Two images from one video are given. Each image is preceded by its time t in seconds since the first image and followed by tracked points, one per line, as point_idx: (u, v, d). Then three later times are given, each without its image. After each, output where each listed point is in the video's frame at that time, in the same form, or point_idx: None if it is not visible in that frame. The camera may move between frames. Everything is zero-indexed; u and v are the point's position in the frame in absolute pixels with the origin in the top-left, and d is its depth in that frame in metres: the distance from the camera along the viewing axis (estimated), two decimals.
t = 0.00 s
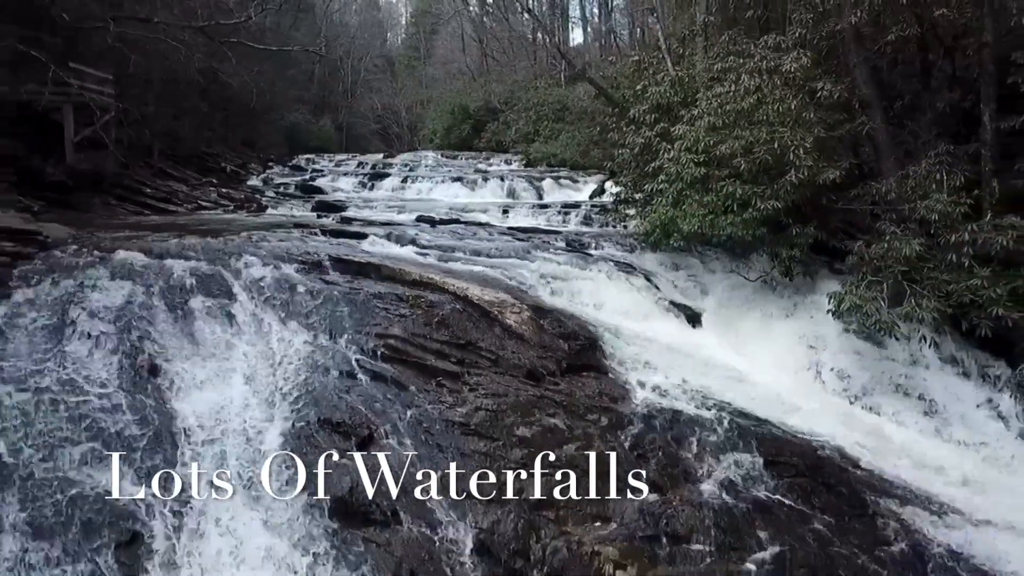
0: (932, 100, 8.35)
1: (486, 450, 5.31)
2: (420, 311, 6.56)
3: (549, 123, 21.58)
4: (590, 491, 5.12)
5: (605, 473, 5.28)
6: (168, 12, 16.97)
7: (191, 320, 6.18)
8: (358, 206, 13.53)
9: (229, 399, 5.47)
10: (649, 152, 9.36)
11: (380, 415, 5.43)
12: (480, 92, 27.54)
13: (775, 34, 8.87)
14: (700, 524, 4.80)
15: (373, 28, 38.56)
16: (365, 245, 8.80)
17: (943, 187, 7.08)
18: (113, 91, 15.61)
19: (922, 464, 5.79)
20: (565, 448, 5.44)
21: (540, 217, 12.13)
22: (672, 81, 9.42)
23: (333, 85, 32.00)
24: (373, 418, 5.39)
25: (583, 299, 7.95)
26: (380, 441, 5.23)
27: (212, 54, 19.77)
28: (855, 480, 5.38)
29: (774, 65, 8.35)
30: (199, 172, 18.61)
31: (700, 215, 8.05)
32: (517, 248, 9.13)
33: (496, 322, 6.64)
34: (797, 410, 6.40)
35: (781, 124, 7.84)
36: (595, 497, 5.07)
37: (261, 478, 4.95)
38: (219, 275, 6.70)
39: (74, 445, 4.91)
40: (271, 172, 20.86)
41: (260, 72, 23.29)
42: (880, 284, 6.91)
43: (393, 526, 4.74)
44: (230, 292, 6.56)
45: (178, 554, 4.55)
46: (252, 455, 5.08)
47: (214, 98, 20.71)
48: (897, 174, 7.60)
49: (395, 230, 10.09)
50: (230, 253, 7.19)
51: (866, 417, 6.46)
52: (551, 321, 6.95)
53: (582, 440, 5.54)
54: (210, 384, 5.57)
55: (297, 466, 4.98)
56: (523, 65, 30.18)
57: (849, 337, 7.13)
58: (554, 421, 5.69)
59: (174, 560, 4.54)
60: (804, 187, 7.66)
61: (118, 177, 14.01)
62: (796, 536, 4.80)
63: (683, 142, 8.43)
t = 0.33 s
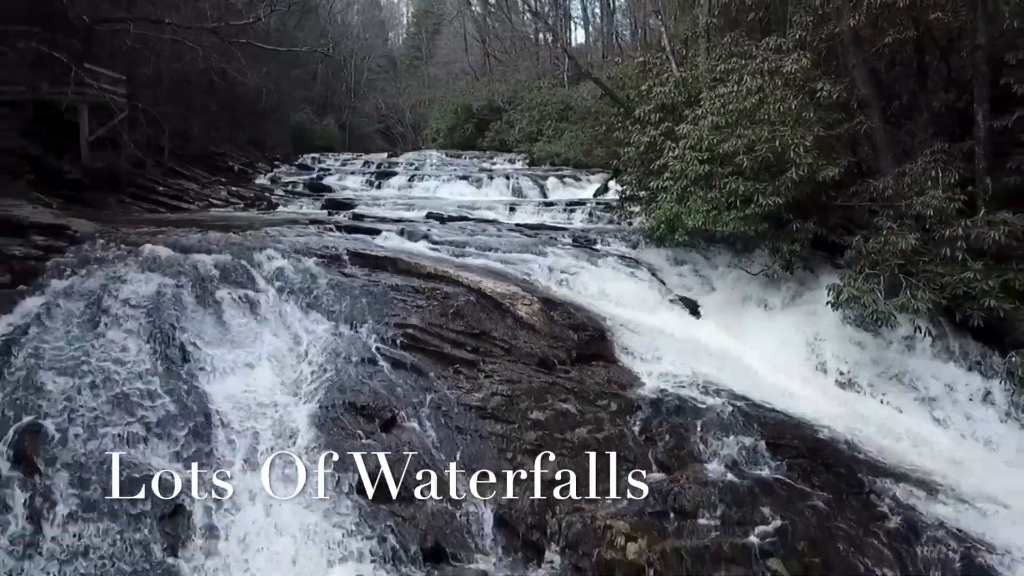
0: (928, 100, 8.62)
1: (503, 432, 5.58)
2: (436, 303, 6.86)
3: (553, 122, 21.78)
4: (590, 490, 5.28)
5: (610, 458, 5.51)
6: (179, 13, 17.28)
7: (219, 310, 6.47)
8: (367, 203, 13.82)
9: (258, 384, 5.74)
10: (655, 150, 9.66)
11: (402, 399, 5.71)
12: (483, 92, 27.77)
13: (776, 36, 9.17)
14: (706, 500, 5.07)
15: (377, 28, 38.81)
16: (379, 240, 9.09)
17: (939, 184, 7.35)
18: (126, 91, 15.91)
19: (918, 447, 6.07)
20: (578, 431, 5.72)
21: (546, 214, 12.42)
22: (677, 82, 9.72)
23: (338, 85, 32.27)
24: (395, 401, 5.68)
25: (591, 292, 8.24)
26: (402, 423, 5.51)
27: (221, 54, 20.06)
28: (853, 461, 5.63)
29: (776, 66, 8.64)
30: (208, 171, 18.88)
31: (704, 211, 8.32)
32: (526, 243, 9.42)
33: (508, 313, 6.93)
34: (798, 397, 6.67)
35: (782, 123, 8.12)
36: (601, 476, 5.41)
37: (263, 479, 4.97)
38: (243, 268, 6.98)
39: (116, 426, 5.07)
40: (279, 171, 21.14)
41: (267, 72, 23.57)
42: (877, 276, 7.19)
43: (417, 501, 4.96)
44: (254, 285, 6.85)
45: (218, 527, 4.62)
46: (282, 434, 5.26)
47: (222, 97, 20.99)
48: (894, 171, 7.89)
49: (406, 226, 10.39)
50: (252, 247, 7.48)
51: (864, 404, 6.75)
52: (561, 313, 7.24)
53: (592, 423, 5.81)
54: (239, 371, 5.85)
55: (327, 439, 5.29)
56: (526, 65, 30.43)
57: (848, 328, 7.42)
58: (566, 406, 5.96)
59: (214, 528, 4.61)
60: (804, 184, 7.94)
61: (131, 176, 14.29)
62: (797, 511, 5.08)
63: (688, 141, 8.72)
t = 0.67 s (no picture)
0: (925, 100, 8.88)
1: (518, 416, 5.80)
2: (451, 295, 7.13)
3: (556, 122, 21.99)
4: (599, 476, 5.41)
5: (618, 441, 5.77)
6: (187, 15, 17.52)
7: (243, 302, 6.73)
8: (375, 201, 14.08)
9: (284, 370, 5.99)
10: (660, 149, 9.96)
11: (421, 386, 5.97)
12: (487, 92, 28.00)
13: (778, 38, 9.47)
14: (712, 480, 5.34)
15: (380, 28, 39.01)
16: (393, 235, 9.36)
17: (935, 181, 7.63)
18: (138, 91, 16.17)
19: (914, 432, 6.35)
20: (588, 415, 5.94)
21: (552, 211, 12.69)
22: (681, 82, 10.00)
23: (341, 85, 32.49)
24: (414, 386, 5.93)
25: (599, 286, 8.49)
26: (423, 408, 5.74)
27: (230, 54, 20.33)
28: (853, 445, 5.91)
29: (777, 67, 8.91)
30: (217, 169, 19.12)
31: (709, 206, 8.57)
32: (535, 239, 9.68)
33: (521, 305, 7.20)
34: (799, 386, 6.94)
35: (784, 122, 8.40)
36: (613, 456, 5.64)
37: (263, 476, 5.06)
38: (265, 262, 7.24)
39: (155, 409, 5.34)
40: (286, 169, 21.40)
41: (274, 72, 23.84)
42: (877, 269, 7.45)
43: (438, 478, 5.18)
44: (276, 277, 7.10)
45: (253, 503, 4.88)
46: (310, 415, 5.53)
47: (231, 97, 21.25)
48: (892, 169, 8.17)
49: (417, 222, 10.66)
50: (273, 242, 7.74)
51: (863, 392, 7.01)
52: (570, 305, 7.52)
53: (603, 408, 6.05)
54: (265, 358, 6.12)
55: (352, 420, 5.52)
56: (529, 65, 30.66)
57: (848, 320, 7.68)
58: (578, 392, 6.22)
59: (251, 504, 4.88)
60: (805, 181, 8.21)
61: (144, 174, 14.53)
62: (799, 489, 5.36)
63: (693, 139, 8.98)
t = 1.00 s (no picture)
0: (923, 99, 9.13)
1: (531, 403, 6.05)
2: (465, 288, 7.39)
3: (560, 122, 22.25)
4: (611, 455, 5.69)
5: (628, 427, 6.01)
6: (196, 14, 17.74)
7: (265, 294, 6.98)
8: (383, 199, 14.32)
9: (306, 359, 6.25)
10: (665, 147, 10.23)
11: (438, 374, 6.22)
12: (490, 91, 28.21)
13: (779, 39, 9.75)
14: (718, 463, 5.59)
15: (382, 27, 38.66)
16: (404, 232, 9.62)
17: (932, 178, 7.88)
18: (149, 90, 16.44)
19: (910, 420, 6.60)
20: (598, 402, 6.19)
21: (558, 209, 12.94)
22: (686, 83, 10.26)
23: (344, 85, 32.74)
24: (432, 374, 6.18)
25: (606, 280, 8.74)
26: (440, 394, 5.99)
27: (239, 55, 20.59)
28: (852, 431, 6.16)
29: (779, 68, 9.18)
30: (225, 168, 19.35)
31: (712, 203, 8.82)
32: (543, 236, 9.92)
33: (531, 298, 7.46)
34: (801, 375, 7.19)
35: (785, 121, 8.65)
36: (623, 441, 5.89)
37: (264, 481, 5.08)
38: (285, 256, 7.49)
39: (188, 395, 5.60)
40: (293, 168, 21.65)
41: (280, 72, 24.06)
42: (875, 264, 7.71)
43: (458, 461, 5.41)
44: (296, 271, 7.34)
45: (281, 484, 5.12)
46: (332, 400, 5.76)
47: (239, 96, 21.50)
48: (891, 167, 8.42)
49: (428, 219, 10.91)
50: (291, 238, 8.00)
51: (863, 381, 7.26)
52: (579, 299, 7.77)
53: (612, 396, 6.30)
54: (289, 347, 6.37)
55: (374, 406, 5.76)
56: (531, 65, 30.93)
57: (847, 313, 7.93)
58: (588, 380, 6.47)
59: (279, 486, 5.08)
60: (806, 178, 8.46)
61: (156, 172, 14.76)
62: (801, 471, 5.61)
63: (697, 138, 9.24)
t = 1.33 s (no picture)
0: (922, 98, 9.31)
1: (543, 391, 6.29)
2: (477, 282, 7.63)
3: (562, 121, 22.47)
4: (622, 440, 5.96)
5: (636, 415, 6.25)
6: (205, 15, 17.97)
7: (284, 288, 7.23)
8: (391, 197, 14.56)
9: (327, 349, 6.50)
10: (669, 146, 10.48)
11: (453, 363, 6.47)
12: (493, 92, 28.45)
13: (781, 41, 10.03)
14: (723, 448, 5.84)
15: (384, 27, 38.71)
16: (415, 228, 9.85)
17: (930, 175, 8.11)
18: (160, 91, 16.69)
19: (909, 408, 6.85)
20: (607, 391, 6.43)
21: (563, 207, 13.18)
22: (689, 83, 10.51)
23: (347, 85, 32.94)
24: (447, 364, 6.42)
25: (612, 274, 8.98)
26: (456, 382, 6.23)
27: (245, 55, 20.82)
28: (851, 418, 6.40)
29: (780, 68, 9.41)
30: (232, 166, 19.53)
31: (716, 199, 9.02)
32: (549, 232, 10.16)
33: (541, 293, 7.70)
34: (802, 366, 7.43)
35: (788, 120, 8.87)
36: (632, 428, 6.12)
37: (284, 466, 5.28)
38: (302, 252, 7.73)
39: (214, 382, 5.83)
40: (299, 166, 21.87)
41: (285, 72, 24.28)
42: (875, 258, 7.95)
43: (474, 445, 5.64)
44: (314, 266, 7.58)
45: (307, 468, 5.36)
46: (353, 388, 6.02)
47: (245, 95, 21.73)
48: (889, 165, 8.66)
49: (437, 216, 11.15)
50: (307, 234, 8.24)
51: (862, 372, 7.51)
52: (587, 293, 8.02)
53: (621, 385, 6.54)
54: (309, 338, 6.63)
55: (393, 393, 6.02)
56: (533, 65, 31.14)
57: (847, 306, 8.19)
58: (597, 370, 6.71)
59: (305, 466, 5.35)
60: (807, 176, 8.69)
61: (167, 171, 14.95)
62: (803, 456, 5.85)
63: (701, 137, 9.47)
